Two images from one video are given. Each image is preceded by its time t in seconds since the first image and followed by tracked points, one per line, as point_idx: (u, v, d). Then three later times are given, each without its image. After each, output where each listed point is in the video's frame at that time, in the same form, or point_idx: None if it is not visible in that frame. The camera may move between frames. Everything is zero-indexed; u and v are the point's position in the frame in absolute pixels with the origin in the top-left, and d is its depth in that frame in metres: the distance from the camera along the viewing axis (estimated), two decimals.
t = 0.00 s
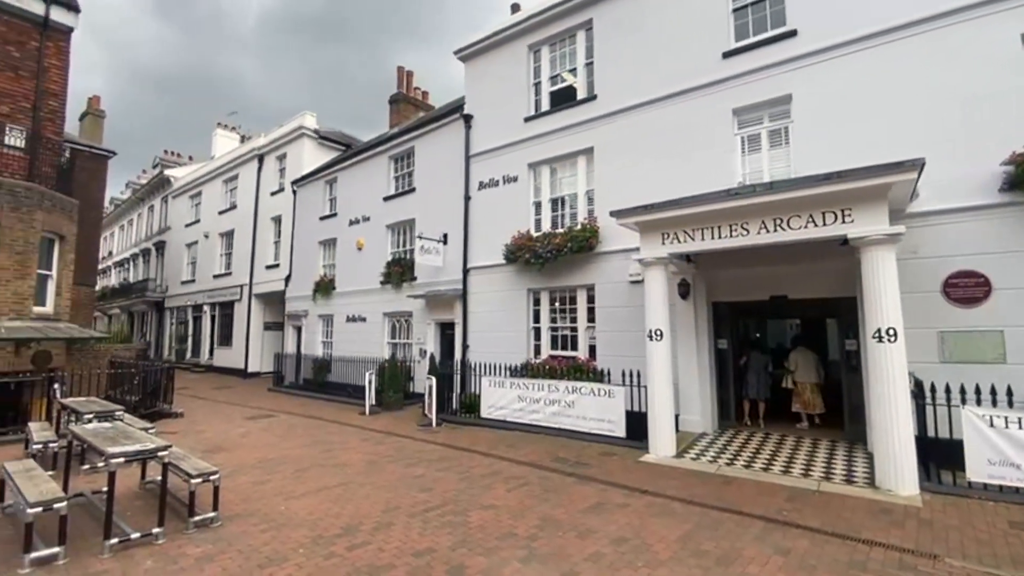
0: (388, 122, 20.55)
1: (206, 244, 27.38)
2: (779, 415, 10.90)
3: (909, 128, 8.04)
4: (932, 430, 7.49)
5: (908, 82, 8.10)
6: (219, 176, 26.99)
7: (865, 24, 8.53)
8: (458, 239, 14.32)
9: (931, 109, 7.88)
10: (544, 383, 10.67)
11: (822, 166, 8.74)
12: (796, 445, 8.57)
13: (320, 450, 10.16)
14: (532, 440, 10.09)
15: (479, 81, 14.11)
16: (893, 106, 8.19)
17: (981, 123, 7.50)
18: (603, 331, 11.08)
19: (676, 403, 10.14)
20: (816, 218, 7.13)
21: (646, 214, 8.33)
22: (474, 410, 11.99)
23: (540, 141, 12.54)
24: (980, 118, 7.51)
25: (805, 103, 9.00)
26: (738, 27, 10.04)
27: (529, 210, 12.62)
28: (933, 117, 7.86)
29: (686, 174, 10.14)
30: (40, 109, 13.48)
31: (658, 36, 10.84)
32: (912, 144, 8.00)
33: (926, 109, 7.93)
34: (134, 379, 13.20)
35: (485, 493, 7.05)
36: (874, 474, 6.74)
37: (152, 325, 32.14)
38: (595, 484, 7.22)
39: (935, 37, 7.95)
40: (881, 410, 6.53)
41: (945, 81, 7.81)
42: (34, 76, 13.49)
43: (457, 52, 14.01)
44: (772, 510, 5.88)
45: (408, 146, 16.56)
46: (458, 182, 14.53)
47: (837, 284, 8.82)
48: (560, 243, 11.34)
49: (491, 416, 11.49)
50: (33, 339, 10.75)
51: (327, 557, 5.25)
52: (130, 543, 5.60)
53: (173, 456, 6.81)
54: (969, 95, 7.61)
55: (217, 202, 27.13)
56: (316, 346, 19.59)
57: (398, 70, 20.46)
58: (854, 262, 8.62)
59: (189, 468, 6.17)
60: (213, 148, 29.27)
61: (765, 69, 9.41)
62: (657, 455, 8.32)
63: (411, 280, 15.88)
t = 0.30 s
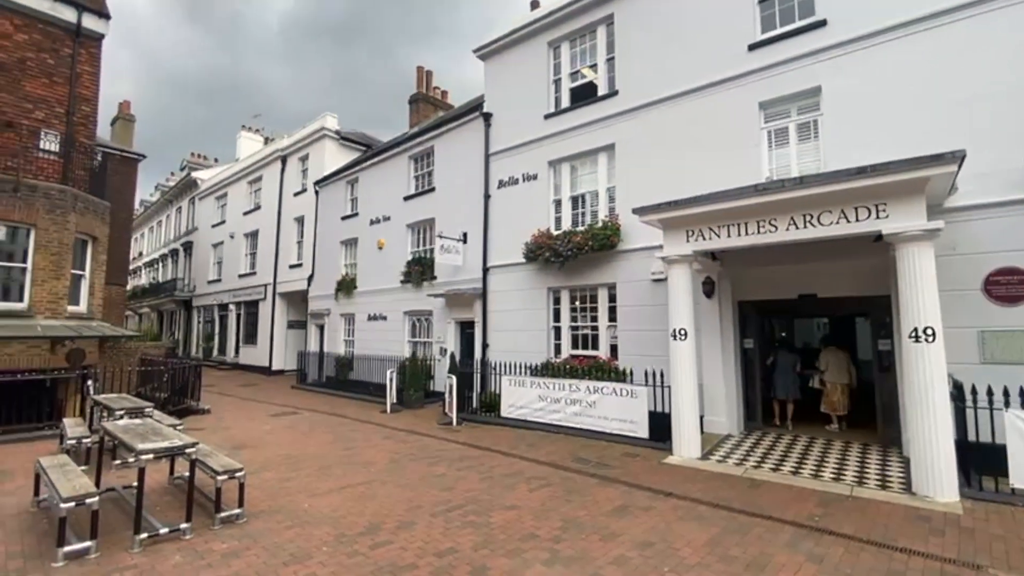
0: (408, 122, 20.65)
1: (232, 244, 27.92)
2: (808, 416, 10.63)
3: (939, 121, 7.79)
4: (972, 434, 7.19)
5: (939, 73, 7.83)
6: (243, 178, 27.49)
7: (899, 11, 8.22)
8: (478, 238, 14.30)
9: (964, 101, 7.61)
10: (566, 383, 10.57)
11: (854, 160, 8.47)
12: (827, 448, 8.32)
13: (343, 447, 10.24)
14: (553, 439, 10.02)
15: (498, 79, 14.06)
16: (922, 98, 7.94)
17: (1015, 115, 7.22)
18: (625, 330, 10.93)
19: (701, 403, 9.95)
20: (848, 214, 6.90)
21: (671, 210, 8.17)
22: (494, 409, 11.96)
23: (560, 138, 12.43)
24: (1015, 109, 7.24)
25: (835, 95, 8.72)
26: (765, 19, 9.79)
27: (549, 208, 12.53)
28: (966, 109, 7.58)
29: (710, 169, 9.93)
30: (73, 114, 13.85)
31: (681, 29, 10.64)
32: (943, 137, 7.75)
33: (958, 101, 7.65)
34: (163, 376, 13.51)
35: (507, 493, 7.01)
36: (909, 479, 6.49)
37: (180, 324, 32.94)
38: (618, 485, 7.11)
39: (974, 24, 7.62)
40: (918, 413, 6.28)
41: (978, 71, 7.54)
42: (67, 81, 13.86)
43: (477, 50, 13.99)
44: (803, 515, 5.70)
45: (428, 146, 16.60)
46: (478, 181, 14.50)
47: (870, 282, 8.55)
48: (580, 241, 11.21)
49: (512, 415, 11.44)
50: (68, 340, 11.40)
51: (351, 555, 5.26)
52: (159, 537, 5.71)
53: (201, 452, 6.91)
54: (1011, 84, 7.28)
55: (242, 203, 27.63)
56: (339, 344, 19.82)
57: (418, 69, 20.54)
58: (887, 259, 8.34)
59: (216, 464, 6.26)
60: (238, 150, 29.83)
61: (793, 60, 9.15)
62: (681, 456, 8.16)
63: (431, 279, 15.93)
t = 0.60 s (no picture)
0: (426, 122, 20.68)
1: (254, 245, 28.35)
2: (839, 419, 10.31)
3: (944, 119, 7.71)
4: (1012, 439, 6.87)
5: (951, 69, 7.68)
6: (265, 179, 27.89)
7: None
8: (496, 237, 14.23)
9: (969, 100, 7.51)
10: (584, 384, 10.43)
11: (885, 154, 8.17)
12: (857, 452, 8.04)
13: (362, 446, 10.27)
14: (571, 440, 9.90)
15: (516, 77, 13.96)
16: (936, 94, 7.78)
17: (1015, 114, 7.14)
18: (645, 330, 10.74)
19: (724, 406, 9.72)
20: (879, 210, 6.64)
21: (693, 207, 7.97)
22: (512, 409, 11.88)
23: (578, 135, 12.28)
24: (1016, 109, 7.15)
25: (864, 86, 8.43)
26: (790, 10, 9.52)
27: (567, 206, 12.39)
28: (974, 107, 7.47)
29: (734, 165, 9.69)
30: (101, 118, 14.15)
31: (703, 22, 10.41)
32: (956, 134, 7.59)
33: (972, 99, 7.50)
34: (186, 374, 13.73)
35: (525, 494, 6.92)
36: (945, 486, 6.22)
37: (204, 322, 33.60)
38: (638, 488, 6.97)
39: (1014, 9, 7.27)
40: (955, 417, 6.01)
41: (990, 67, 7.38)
42: (95, 86, 14.16)
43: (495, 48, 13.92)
44: (832, 522, 5.49)
45: (446, 145, 16.59)
46: (495, 179, 14.43)
47: (902, 281, 8.24)
48: (599, 240, 11.05)
49: (530, 416, 11.33)
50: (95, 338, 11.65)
51: (368, 555, 5.23)
52: (179, 534, 5.75)
53: (221, 450, 6.96)
54: None
55: (264, 204, 28.03)
56: (358, 343, 19.95)
57: (436, 69, 20.55)
58: (921, 256, 8.03)
59: (234, 462, 6.28)
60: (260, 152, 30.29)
61: (821, 51, 8.87)
62: (704, 459, 7.97)
63: (449, 278, 15.92)
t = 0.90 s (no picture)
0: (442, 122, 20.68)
1: (273, 245, 28.71)
2: (865, 421, 9.99)
3: (969, 112, 7.46)
4: None
5: (975, 61, 7.45)
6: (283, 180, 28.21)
7: None
8: (511, 236, 14.13)
9: (990, 93, 7.31)
10: (601, 385, 10.27)
11: (915, 147, 7.87)
12: (884, 458, 7.75)
13: (377, 445, 10.25)
14: (587, 442, 9.75)
15: (532, 74, 13.84)
16: (960, 85, 7.54)
17: None
18: (663, 330, 10.54)
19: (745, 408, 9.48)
20: (910, 205, 6.36)
21: (713, 203, 7.76)
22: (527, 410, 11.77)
23: (595, 132, 12.10)
24: None
25: (892, 78, 8.12)
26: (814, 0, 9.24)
27: (583, 204, 12.22)
28: (996, 101, 7.26)
29: (755, 161, 9.44)
30: (124, 120, 14.41)
31: (722, 15, 10.16)
32: (990, 126, 7.27)
33: (987, 93, 7.34)
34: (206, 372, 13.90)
35: (539, 497, 6.79)
36: (979, 494, 5.93)
37: (226, 321, 34.16)
38: (655, 493, 6.80)
39: None
40: (990, 422, 5.72)
41: (1012, 59, 7.17)
42: (118, 89, 14.42)
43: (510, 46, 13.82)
44: (858, 531, 5.27)
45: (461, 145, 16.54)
46: (511, 178, 14.32)
47: (932, 280, 7.94)
48: (616, 238, 10.89)
49: (545, 417, 11.20)
50: (118, 336, 11.84)
51: (379, 558, 5.16)
52: (193, 533, 5.75)
53: (236, 449, 6.97)
54: None
55: (283, 204, 28.36)
56: (374, 342, 20.03)
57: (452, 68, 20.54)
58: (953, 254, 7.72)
59: (248, 461, 6.28)
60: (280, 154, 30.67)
61: (846, 43, 8.58)
62: (724, 464, 7.76)
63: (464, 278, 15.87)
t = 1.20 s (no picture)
0: (456, 121, 20.67)
1: (290, 245, 29.00)
2: (888, 424, 9.70)
3: (999, 104, 7.18)
4: None
5: (1004, 49, 7.19)
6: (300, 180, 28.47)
7: None
8: (525, 235, 14.04)
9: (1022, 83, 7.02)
10: (615, 385, 10.14)
11: (942, 142, 7.61)
12: (909, 463, 7.50)
13: (389, 444, 10.25)
14: (601, 443, 9.62)
15: (545, 72, 13.73)
16: (988, 76, 7.28)
17: None
18: (679, 330, 10.37)
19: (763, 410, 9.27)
20: (938, 201, 6.12)
21: (730, 200, 7.58)
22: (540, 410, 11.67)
23: (609, 129, 11.95)
24: None
25: (918, 70, 7.86)
26: None
27: (597, 202, 12.09)
28: None
29: (774, 157, 9.22)
30: (145, 123, 14.62)
31: (740, 9, 9.95)
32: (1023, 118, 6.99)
33: (1014, 83, 7.09)
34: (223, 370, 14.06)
35: (551, 499, 6.69)
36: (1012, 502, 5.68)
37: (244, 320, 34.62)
38: (670, 496, 6.66)
39: None
40: None
41: None
42: (139, 92, 14.63)
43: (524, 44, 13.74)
44: (881, 540, 5.08)
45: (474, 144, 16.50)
46: (524, 177, 14.24)
47: (960, 279, 7.67)
48: (631, 237, 10.74)
49: (559, 417, 11.09)
50: (139, 335, 11.99)
51: (389, 559, 5.10)
52: (206, 531, 5.76)
53: (249, 447, 6.98)
54: None
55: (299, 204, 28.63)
56: (388, 341, 20.10)
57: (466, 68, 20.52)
58: (982, 252, 7.45)
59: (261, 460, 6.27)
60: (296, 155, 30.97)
61: (869, 34, 8.33)
62: (742, 467, 7.58)
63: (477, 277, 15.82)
